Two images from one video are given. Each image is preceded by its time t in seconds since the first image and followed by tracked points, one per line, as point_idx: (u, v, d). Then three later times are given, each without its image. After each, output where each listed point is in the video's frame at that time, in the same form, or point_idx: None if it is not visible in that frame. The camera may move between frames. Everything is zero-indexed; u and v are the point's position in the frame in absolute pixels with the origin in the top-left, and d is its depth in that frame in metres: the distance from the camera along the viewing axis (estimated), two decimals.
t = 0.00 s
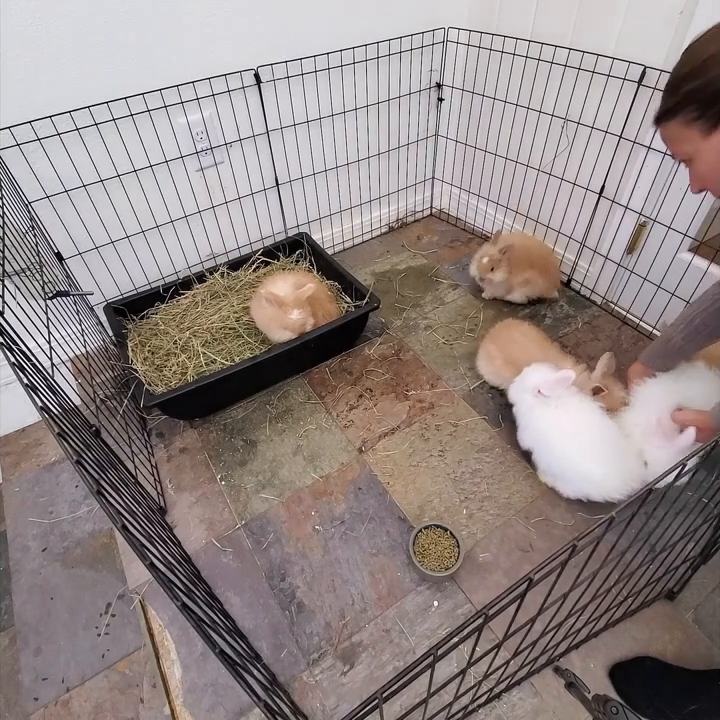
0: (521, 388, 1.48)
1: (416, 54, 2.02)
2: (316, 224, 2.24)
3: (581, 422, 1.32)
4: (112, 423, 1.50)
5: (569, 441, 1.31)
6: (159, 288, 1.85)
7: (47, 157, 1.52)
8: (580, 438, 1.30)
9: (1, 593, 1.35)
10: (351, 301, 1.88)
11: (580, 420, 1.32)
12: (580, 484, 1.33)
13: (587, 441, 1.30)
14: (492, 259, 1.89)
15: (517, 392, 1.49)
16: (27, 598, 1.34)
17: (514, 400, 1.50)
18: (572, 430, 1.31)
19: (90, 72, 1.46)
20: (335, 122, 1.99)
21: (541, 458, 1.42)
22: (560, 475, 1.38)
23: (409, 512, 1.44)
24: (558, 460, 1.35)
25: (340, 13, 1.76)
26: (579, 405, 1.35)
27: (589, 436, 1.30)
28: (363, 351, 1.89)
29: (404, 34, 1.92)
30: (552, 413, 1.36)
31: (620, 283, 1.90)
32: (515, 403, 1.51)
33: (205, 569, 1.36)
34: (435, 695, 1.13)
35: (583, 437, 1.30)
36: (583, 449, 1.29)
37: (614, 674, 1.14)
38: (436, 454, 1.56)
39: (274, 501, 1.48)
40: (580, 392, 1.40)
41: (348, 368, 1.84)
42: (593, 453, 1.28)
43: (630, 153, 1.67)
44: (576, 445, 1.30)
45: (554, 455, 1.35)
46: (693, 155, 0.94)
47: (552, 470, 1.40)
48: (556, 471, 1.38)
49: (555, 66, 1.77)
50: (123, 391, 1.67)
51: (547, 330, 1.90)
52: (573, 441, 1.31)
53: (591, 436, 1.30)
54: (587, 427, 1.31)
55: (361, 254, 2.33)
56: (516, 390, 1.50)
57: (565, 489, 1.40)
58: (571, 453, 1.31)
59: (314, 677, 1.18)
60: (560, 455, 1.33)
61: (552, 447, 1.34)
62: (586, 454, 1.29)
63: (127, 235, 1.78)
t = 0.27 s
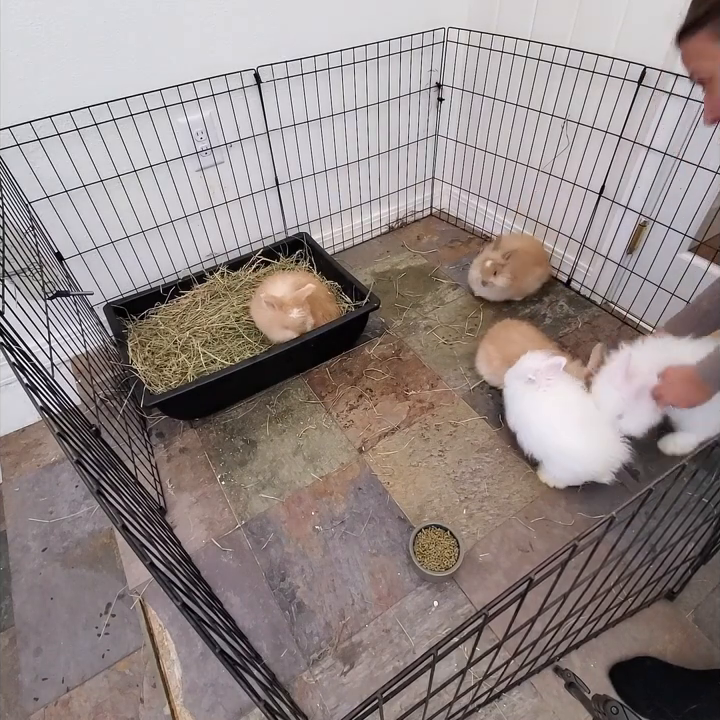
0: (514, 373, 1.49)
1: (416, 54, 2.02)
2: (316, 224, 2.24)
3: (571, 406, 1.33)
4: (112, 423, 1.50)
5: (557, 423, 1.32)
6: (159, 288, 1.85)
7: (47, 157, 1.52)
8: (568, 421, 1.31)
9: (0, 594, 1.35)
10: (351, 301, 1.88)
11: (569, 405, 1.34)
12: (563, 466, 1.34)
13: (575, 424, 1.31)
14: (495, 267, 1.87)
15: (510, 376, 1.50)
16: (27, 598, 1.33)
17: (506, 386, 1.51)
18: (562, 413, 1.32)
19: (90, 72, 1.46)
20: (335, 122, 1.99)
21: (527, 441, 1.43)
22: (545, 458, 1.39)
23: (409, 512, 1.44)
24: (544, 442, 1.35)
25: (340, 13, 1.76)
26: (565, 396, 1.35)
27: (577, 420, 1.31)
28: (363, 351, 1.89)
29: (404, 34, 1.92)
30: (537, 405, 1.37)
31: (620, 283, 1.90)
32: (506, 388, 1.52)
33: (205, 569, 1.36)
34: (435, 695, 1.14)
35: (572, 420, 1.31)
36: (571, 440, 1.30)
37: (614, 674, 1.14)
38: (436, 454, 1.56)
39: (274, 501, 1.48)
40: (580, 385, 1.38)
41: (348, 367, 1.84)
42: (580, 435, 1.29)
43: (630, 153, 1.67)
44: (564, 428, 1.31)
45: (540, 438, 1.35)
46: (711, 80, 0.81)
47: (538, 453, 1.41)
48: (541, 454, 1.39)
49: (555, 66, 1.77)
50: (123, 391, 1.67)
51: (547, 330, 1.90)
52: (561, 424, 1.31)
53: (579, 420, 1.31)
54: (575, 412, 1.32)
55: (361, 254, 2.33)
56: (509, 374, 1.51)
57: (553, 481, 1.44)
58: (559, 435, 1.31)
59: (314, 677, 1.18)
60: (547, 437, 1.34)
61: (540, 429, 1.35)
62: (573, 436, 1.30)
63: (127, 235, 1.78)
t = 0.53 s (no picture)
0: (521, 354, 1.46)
1: (416, 54, 2.02)
2: (316, 224, 2.24)
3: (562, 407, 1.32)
4: (112, 423, 1.50)
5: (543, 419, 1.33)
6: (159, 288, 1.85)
7: (47, 158, 1.52)
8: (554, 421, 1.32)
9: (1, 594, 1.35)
10: (351, 301, 1.88)
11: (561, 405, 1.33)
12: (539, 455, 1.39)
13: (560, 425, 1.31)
14: (514, 266, 1.83)
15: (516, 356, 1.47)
16: (27, 598, 1.34)
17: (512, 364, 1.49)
18: (550, 412, 1.33)
19: (90, 72, 1.46)
20: (335, 122, 1.99)
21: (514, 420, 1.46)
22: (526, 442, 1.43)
23: (409, 512, 1.44)
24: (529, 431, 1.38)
25: (340, 13, 1.76)
26: (569, 390, 1.34)
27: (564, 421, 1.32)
28: (363, 351, 1.89)
29: (404, 34, 1.92)
30: (535, 386, 1.36)
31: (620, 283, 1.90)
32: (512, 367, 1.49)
33: (205, 569, 1.36)
34: (435, 695, 1.14)
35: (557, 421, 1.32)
36: (553, 438, 1.32)
37: (614, 674, 1.14)
38: (436, 454, 1.56)
39: (274, 501, 1.48)
40: (578, 385, 1.35)
41: (348, 367, 1.84)
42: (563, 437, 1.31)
43: (630, 153, 1.67)
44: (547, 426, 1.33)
45: (526, 426, 1.38)
46: None
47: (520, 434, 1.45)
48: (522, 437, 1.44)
49: (555, 66, 1.77)
50: (123, 391, 1.67)
51: (547, 330, 1.90)
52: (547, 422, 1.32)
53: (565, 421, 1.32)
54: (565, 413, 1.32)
55: (361, 254, 2.33)
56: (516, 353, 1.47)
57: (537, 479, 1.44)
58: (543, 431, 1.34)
59: (314, 678, 1.18)
60: (532, 428, 1.36)
61: (527, 418, 1.37)
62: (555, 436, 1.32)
63: (127, 235, 1.78)
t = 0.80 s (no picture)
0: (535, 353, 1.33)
1: (416, 54, 2.02)
2: (316, 224, 2.24)
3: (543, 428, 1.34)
4: (112, 423, 1.50)
5: (520, 427, 1.37)
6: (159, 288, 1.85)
7: (47, 157, 1.52)
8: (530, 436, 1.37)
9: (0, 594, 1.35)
10: (351, 301, 1.88)
11: (543, 426, 1.34)
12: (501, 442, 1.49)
13: (534, 440, 1.37)
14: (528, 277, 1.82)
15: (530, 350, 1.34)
16: (27, 598, 1.33)
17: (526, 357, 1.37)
18: (529, 428, 1.35)
19: (90, 72, 1.46)
20: (335, 123, 1.99)
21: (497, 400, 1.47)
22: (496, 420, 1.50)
23: (409, 512, 1.44)
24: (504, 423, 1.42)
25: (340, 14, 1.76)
26: (549, 415, 1.32)
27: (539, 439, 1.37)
28: (363, 351, 1.89)
29: (404, 35, 1.92)
30: (519, 399, 1.35)
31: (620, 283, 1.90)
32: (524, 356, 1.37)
33: (205, 569, 1.36)
34: (435, 695, 1.14)
35: (532, 436, 1.37)
36: (520, 449, 1.41)
37: (614, 674, 1.14)
38: (436, 454, 1.56)
39: (274, 501, 1.48)
40: (569, 415, 1.33)
41: (348, 367, 1.84)
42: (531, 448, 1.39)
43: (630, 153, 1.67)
44: (521, 436, 1.38)
45: (503, 420, 1.42)
46: None
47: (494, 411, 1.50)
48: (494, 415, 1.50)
49: (555, 66, 1.77)
50: (123, 391, 1.67)
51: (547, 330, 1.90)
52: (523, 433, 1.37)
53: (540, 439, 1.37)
54: (544, 433, 1.35)
55: (361, 254, 2.33)
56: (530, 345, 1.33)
57: (523, 472, 1.50)
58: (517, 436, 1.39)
59: (314, 678, 1.18)
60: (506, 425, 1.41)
61: (506, 416, 1.40)
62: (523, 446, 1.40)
63: (127, 235, 1.78)
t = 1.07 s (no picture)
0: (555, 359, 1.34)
1: (416, 54, 2.02)
2: (316, 224, 2.24)
3: (537, 432, 1.35)
4: (112, 423, 1.50)
5: (514, 427, 1.38)
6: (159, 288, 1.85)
7: (47, 157, 1.52)
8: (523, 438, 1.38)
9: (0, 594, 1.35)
10: (351, 301, 1.88)
11: (539, 430, 1.35)
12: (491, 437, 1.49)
13: (526, 443, 1.38)
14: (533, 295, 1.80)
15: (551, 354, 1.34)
16: (27, 598, 1.34)
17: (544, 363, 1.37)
18: (524, 429, 1.36)
19: (89, 72, 1.46)
20: (335, 122, 1.99)
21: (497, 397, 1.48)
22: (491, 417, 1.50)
23: (409, 512, 1.44)
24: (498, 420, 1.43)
25: (340, 14, 1.76)
26: (546, 415, 1.33)
27: (531, 442, 1.37)
28: (363, 351, 1.89)
29: (404, 35, 1.92)
30: (520, 394, 1.36)
31: (619, 283, 1.90)
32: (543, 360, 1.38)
33: (205, 569, 1.36)
34: (435, 695, 1.14)
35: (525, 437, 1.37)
36: (509, 448, 1.41)
37: (614, 674, 1.14)
38: (436, 454, 1.56)
39: (274, 501, 1.48)
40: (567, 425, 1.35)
41: (348, 367, 1.84)
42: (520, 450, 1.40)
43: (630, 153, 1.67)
44: (514, 437, 1.39)
45: (499, 417, 1.42)
46: None
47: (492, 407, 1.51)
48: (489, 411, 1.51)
49: (555, 66, 1.76)
50: (123, 391, 1.67)
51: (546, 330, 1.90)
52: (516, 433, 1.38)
53: (532, 443, 1.37)
54: (536, 437, 1.36)
55: (361, 254, 2.33)
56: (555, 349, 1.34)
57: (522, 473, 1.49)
58: (510, 435, 1.40)
59: (314, 677, 1.18)
60: (501, 423, 1.41)
61: (503, 413, 1.41)
62: (513, 446, 1.40)
63: (127, 235, 1.79)
